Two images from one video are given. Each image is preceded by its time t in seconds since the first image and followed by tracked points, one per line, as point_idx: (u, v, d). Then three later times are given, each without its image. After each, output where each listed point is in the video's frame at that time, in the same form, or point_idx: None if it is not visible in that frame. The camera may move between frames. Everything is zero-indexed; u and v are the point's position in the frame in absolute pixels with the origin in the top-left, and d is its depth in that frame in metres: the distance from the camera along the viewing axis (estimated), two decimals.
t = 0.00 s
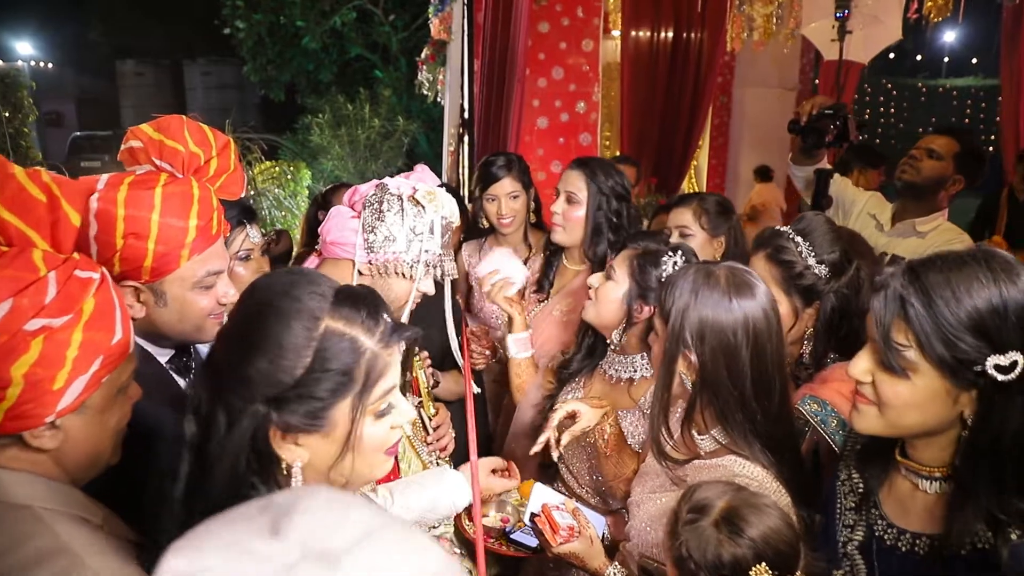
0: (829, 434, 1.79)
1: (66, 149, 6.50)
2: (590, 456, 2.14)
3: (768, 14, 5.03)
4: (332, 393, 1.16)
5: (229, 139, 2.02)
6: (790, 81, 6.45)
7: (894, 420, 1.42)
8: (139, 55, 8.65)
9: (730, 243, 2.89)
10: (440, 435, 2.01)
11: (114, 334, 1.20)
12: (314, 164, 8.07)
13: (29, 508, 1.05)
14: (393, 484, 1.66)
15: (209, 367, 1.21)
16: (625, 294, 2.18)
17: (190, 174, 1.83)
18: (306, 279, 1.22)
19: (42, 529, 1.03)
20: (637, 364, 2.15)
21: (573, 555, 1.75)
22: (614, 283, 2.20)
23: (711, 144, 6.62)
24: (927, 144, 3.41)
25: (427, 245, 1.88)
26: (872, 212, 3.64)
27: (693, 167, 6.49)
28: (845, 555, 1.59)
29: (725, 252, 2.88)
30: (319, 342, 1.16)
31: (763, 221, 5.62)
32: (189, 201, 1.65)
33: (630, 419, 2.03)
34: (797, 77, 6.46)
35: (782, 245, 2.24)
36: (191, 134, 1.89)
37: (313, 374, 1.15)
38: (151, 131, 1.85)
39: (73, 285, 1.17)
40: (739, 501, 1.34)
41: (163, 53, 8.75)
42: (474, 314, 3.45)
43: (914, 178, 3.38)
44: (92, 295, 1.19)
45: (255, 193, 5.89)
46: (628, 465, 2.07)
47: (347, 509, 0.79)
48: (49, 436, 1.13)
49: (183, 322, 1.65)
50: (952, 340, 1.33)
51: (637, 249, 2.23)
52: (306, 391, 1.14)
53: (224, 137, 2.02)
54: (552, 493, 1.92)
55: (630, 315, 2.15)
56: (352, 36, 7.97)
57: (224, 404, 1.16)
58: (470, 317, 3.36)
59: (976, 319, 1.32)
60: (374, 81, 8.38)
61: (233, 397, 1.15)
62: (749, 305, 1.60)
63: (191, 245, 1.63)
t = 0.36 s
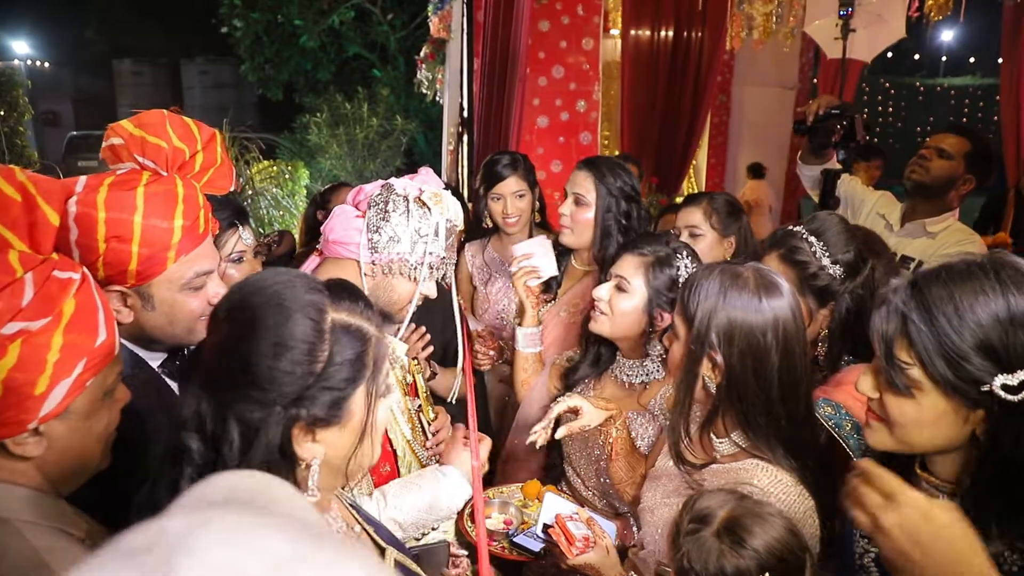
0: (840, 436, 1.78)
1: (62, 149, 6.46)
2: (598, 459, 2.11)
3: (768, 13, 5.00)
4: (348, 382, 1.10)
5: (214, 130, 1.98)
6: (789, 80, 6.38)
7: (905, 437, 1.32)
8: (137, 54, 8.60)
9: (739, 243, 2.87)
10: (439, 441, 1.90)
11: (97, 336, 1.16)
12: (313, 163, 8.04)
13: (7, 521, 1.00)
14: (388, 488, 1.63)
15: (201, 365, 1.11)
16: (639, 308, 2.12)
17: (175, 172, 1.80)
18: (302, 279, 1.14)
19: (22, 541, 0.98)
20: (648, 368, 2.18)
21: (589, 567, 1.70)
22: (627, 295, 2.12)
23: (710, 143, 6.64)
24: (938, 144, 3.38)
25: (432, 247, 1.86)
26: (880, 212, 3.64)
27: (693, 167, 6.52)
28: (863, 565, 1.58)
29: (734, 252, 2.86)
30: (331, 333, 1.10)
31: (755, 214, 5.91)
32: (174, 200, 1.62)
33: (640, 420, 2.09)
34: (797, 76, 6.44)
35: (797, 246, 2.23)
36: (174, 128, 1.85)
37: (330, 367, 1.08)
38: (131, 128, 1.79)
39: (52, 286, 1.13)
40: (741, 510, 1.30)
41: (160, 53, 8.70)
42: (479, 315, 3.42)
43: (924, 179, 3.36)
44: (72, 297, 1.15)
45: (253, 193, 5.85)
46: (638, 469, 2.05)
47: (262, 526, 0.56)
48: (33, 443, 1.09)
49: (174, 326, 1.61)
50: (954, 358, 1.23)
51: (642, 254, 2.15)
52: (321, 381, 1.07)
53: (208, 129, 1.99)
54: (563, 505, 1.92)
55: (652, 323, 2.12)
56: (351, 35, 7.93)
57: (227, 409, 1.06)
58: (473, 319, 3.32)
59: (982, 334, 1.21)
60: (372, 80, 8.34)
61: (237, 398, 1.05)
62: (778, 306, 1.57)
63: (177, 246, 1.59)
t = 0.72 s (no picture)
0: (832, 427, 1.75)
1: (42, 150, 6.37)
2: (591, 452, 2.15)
3: (752, 13, 5.30)
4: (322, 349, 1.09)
5: (191, 126, 1.96)
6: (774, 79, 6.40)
7: (894, 436, 1.32)
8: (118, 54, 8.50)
9: (731, 239, 2.87)
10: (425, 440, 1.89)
11: (73, 330, 1.15)
12: (298, 164, 7.99)
13: None
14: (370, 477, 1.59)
15: (173, 361, 1.09)
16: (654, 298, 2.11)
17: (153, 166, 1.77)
18: (264, 266, 1.14)
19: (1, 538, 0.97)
20: (644, 358, 2.19)
21: (585, 557, 1.70)
22: (641, 286, 2.10)
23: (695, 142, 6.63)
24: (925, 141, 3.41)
25: (416, 242, 1.84)
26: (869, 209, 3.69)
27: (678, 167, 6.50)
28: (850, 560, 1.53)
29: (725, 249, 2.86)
30: (302, 304, 1.10)
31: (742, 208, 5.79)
32: (151, 194, 1.60)
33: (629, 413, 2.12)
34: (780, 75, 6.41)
35: (790, 240, 2.25)
36: (151, 123, 1.82)
37: (306, 340, 1.08)
38: (107, 123, 1.75)
39: (27, 283, 1.12)
40: (752, 504, 1.28)
41: (142, 53, 8.59)
42: (468, 315, 3.40)
43: (913, 176, 3.38)
44: (47, 293, 1.14)
45: (239, 193, 5.81)
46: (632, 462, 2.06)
47: (145, 495, 0.62)
48: (13, 439, 1.07)
49: (155, 321, 1.59)
50: (935, 358, 1.24)
51: (655, 246, 2.14)
52: (298, 354, 1.07)
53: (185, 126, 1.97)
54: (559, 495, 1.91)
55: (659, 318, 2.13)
56: (336, 36, 7.91)
57: (213, 395, 1.04)
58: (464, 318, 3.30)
59: (964, 332, 1.22)
60: (357, 80, 8.32)
61: (216, 379, 1.04)
62: (778, 297, 1.59)
63: (155, 240, 1.57)
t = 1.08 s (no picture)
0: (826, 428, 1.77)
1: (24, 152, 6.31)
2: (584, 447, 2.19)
3: (736, 13, 5.23)
4: (295, 340, 1.15)
5: (166, 125, 1.97)
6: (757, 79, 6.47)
7: (878, 426, 1.35)
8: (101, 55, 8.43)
9: (719, 237, 2.89)
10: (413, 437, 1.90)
11: (46, 325, 1.16)
12: (284, 165, 7.97)
13: None
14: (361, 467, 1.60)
15: (150, 359, 1.14)
16: (637, 301, 2.13)
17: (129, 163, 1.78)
18: (231, 262, 1.18)
19: None
20: (636, 357, 2.20)
21: (576, 549, 1.70)
22: (624, 292, 2.12)
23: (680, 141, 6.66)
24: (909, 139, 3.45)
25: (398, 237, 1.83)
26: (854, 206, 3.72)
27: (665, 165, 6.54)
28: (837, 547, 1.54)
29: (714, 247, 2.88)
30: (273, 299, 1.15)
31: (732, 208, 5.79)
32: (127, 186, 1.60)
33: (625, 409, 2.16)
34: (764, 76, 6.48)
35: (776, 236, 2.28)
36: (124, 121, 1.83)
37: (278, 332, 1.14)
38: (80, 121, 1.76)
39: None
40: (767, 493, 1.26)
41: (124, 53, 8.47)
42: (456, 314, 3.40)
43: (897, 174, 3.41)
44: (19, 288, 1.14)
45: (224, 194, 5.78)
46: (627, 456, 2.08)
47: (166, 463, 0.69)
48: None
49: (135, 314, 1.61)
50: (914, 350, 1.26)
51: (627, 248, 2.16)
52: (271, 346, 1.13)
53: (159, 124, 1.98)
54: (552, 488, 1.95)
55: (648, 316, 2.17)
56: (320, 36, 7.89)
57: (189, 391, 1.10)
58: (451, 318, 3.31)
59: (942, 325, 1.24)
60: (343, 80, 8.30)
61: (191, 376, 1.09)
62: (766, 289, 1.61)
63: (134, 232, 1.57)
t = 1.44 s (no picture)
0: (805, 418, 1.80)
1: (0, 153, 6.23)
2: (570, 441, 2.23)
3: (717, 13, 5.29)
4: (273, 339, 1.17)
5: (139, 126, 1.94)
6: (739, 79, 6.50)
7: (862, 419, 1.37)
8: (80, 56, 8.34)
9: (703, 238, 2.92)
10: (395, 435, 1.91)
11: None
12: (266, 167, 7.92)
13: None
14: (346, 471, 1.57)
15: (128, 357, 1.14)
16: (622, 293, 2.14)
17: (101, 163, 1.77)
18: (212, 262, 1.20)
19: None
20: (618, 355, 2.22)
21: (565, 538, 1.71)
22: (608, 283, 2.13)
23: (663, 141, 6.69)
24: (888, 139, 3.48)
25: (382, 237, 1.83)
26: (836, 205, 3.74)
27: (647, 165, 6.57)
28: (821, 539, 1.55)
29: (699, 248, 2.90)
30: (252, 298, 1.18)
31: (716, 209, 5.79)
32: (99, 185, 1.60)
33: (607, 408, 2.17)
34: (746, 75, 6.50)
35: (758, 235, 2.30)
36: (95, 122, 1.81)
37: (256, 330, 1.16)
38: (50, 121, 1.74)
39: None
40: (762, 483, 1.26)
41: (103, 55, 8.41)
42: (439, 316, 3.39)
43: (876, 173, 3.45)
44: None
45: (206, 196, 5.73)
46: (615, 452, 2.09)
47: (166, 457, 0.73)
48: None
49: (108, 314, 1.59)
50: (893, 346, 1.28)
51: (621, 243, 2.17)
52: (249, 343, 1.14)
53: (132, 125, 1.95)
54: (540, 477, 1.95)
55: (632, 313, 2.16)
56: (302, 37, 7.85)
57: (168, 388, 1.10)
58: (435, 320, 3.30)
59: (920, 321, 1.26)
60: (325, 81, 8.27)
61: (171, 372, 1.10)
62: (755, 285, 1.64)
63: (106, 230, 1.57)
